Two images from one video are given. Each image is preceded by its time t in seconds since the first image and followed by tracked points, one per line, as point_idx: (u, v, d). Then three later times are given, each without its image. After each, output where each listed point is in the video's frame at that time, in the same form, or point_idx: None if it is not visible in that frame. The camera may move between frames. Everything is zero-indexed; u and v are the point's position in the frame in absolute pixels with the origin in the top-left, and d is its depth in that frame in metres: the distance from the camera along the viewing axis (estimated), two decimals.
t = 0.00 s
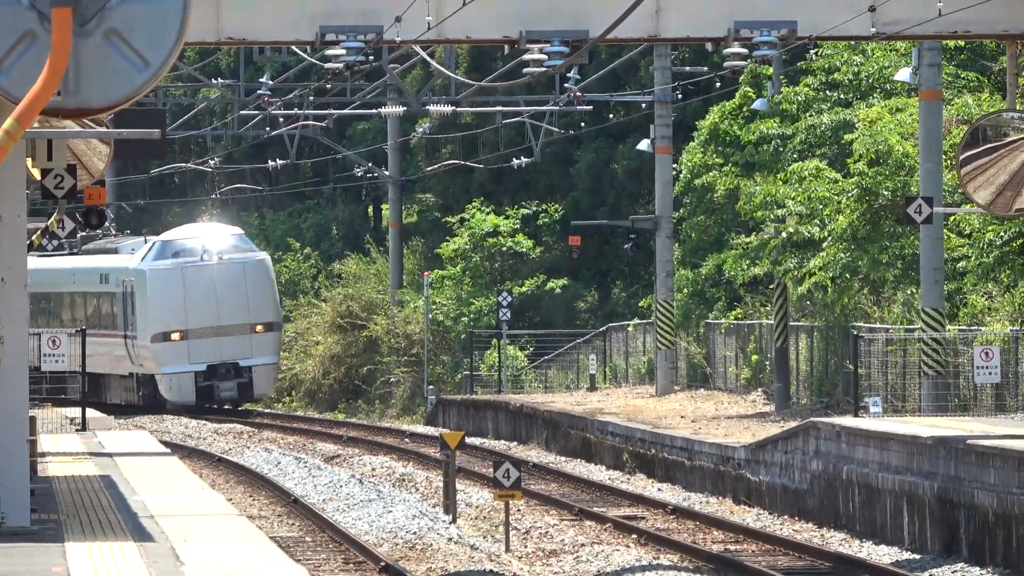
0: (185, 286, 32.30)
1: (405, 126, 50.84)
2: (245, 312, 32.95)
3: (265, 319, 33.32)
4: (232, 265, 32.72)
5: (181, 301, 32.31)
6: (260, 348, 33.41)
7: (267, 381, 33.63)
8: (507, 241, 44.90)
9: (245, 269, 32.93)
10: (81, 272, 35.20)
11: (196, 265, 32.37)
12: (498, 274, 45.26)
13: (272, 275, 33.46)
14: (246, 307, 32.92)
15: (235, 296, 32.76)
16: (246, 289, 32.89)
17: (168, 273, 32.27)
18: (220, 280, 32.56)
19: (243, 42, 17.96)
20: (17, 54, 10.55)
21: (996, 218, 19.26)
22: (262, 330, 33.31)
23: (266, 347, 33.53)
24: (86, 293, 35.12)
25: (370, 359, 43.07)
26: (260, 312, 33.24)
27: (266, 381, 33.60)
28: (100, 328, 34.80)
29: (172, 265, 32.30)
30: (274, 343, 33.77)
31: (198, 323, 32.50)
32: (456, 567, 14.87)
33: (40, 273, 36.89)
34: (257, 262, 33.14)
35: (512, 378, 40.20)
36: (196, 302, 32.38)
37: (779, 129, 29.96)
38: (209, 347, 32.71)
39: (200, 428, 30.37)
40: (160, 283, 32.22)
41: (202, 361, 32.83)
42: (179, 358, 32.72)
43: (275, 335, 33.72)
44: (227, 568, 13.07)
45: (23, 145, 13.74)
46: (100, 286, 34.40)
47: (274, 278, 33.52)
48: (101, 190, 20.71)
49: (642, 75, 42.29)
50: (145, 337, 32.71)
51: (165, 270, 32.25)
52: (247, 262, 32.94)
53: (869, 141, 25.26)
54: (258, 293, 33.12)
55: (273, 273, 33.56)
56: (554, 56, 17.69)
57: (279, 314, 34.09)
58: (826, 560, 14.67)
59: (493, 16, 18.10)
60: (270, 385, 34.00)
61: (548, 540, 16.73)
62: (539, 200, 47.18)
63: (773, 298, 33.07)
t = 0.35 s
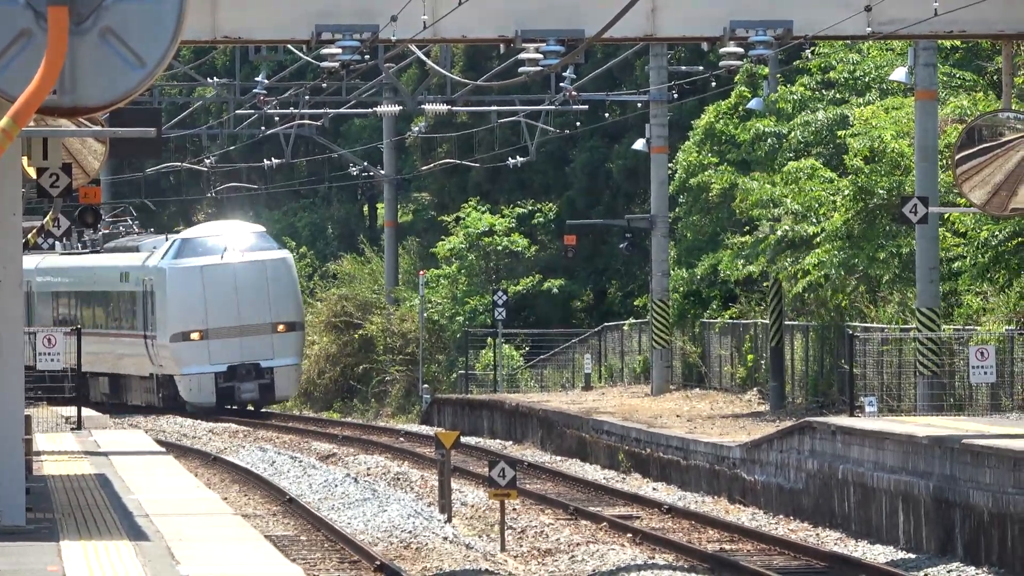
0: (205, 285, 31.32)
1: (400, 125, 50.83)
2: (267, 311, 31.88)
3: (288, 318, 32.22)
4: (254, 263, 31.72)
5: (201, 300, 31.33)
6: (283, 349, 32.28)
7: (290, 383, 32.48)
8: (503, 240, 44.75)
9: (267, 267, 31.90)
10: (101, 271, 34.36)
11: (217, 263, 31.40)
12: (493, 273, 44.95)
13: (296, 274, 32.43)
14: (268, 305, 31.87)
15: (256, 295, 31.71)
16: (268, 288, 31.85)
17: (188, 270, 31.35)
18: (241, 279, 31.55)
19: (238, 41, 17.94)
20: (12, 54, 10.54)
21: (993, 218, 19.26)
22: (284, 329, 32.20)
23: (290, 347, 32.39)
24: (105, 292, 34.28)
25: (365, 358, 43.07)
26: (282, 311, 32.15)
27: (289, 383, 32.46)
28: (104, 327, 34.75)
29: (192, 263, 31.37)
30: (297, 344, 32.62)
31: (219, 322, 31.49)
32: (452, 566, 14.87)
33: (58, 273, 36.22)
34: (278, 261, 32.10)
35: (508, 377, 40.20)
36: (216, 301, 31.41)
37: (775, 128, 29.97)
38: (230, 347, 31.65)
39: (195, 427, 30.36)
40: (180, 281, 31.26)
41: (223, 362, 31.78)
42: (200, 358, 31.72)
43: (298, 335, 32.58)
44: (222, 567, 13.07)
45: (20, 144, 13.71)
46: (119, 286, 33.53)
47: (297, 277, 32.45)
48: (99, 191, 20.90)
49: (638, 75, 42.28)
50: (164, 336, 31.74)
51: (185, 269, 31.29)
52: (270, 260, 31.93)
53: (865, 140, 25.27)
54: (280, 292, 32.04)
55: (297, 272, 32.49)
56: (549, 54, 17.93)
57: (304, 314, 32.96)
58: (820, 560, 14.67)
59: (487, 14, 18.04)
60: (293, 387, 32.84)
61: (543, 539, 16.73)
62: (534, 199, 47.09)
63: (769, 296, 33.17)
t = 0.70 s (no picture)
0: (224, 281, 30.57)
1: (395, 122, 50.81)
2: (287, 308, 31.11)
3: (310, 316, 31.44)
4: (274, 259, 30.96)
5: (221, 297, 30.59)
6: (304, 347, 31.50)
7: (310, 382, 31.70)
8: (498, 236, 44.46)
9: (288, 264, 31.13)
10: (121, 266, 33.66)
11: (237, 259, 30.63)
12: (489, 269, 45.27)
13: (318, 270, 31.63)
14: (289, 303, 31.11)
15: (276, 293, 30.94)
16: (289, 284, 31.06)
17: (207, 267, 30.57)
18: (262, 276, 30.78)
19: (234, 38, 17.89)
20: (5, 52, 10.24)
21: (988, 215, 19.26)
22: (306, 327, 31.41)
23: (311, 345, 31.61)
24: (125, 288, 33.61)
25: (361, 355, 43.10)
26: (304, 308, 31.38)
27: (310, 382, 31.69)
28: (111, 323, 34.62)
29: (211, 259, 30.60)
30: (319, 342, 31.83)
31: (238, 320, 30.74)
32: (447, 563, 14.87)
33: (80, 267, 35.59)
34: (300, 257, 31.32)
35: (503, 375, 40.20)
36: (235, 298, 30.66)
37: (770, 125, 29.97)
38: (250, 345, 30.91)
39: (190, 424, 30.34)
40: (198, 277, 30.51)
41: (242, 360, 31.07)
42: (219, 357, 31.02)
43: (320, 333, 31.78)
44: (220, 563, 13.08)
45: (14, 142, 13.67)
46: (139, 281, 32.83)
47: (319, 273, 31.67)
48: (95, 186, 20.38)
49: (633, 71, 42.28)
50: (183, 334, 31.03)
51: (203, 265, 30.54)
52: (291, 256, 31.15)
53: (860, 137, 25.30)
54: (301, 290, 31.26)
55: (319, 268, 31.71)
56: (544, 51, 17.96)
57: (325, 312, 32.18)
58: (816, 557, 14.66)
59: (483, 10, 18.03)
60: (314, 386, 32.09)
61: (539, 536, 16.73)
62: (529, 195, 47.06)
63: (765, 293, 33.31)
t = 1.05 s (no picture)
0: (246, 277, 30.25)
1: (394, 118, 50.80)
2: (310, 304, 30.68)
3: (334, 312, 30.99)
4: (297, 254, 30.53)
5: (242, 291, 30.28)
6: (328, 344, 31.06)
7: (334, 379, 31.27)
8: (497, 233, 44.45)
9: (311, 258, 30.68)
10: (145, 262, 33.00)
11: (259, 254, 30.28)
12: (488, 266, 45.09)
13: (342, 266, 31.17)
14: (312, 298, 30.68)
15: (300, 288, 30.52)
16: (312, 280, 30.63)
17: (228, 261, 30.27)
18: (285, 271, 30.40)
19: (233, 34, 17.90)
20: (5, 47, 10.51)
21: (987, 214, 19.22)
22: (329, 324, 30.99)
23: (335, 342, 31.15)
24: (149, 284, 32.92)
25: (359, 352, 43.12)
26: (328, 304, 30.93)
27: (334, 380, 31.23)
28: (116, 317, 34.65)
29: (233, 254, 30.31)
30: (344, 339, 31.38)
31: (260, 316, 30.38)
32: (445, 560, 14.88)
33: (104, 263, 34.82)
34: (323, 251, 30.86)
35: (501, 371, 40.20)
36: (257, 294, 30.33)
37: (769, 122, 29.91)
38: (272, 341, 30.53)
39: (189, 420, 30.36)
40: (220, 273, 30.21)
41: (264, 357, 30.67)
42: (240, 353, 30.66)
43: (345, 330, 31.30)
44: (217, 559, 13.07)
45: (13, 137, 13.68)
46: (162, 277, 32.22)
47: (342, 269, 31.22)
48: (92, 181, 20.44)
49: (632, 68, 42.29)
50: (204, 330, 30.69)
51: (225, 259, 30.24)
52: (314, 251, 30.71)
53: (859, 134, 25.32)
54: (325, 285, 30.82)
55: (343, 264, 31.26)
56: (544, 48, 17.94)
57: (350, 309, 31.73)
58: (814, 554, 14.67)
59: (482, 6, 17.96)
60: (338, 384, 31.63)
61: (537, 533, 16.73)
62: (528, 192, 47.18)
63: (763, 291, 33.26)
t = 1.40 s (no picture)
0: (266, 273, 28.48)
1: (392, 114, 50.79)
2: (332, 301, 28.83)
3: (357, 310, 29.14)
4: (320, 250, 28.68)
5: (263, 289, 28.51)
6: (351, 342, 29.17)
7: (357, 378, 29.44)
8: (494, 229, 44.66)
9: (333, 254, 28.81)
10: (166, 257, 31.28)
11: (280, 250, 28.49)
12: (485, 263, 45.03)
13: (366, 261, 29.33)
14: (335, 295, 28.82)
15: (321, 285, 28.69)
16: (334, 277, 28.80)
17: (248, 258, 28.54)
18: (306, 268, 28.57)
19: (230, 30, 17.92)
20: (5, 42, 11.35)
21: (985, 211, 19.22)
22: (352, 322, 29.11)
23: (358, 341, 29.29)
24: (168, 280, 31.20)
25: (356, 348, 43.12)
26: (351, 301, 29.07)
27: (357, 379, 29.40)
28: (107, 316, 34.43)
29: (253, 250, 28.53)
30: (368, 336, 29.50)
31: (281, 314, 28.61)
32: (443, 556, 14.88)
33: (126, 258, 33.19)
34: (346, 247, 29.00)
35: (499, 367, 40.14)
36: (278, 291, 28.54)
37: (766, 120, 29.88)
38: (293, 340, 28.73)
39: (186, 416, 30.35)
40: (240, 269, 28.49)
41: (285, 356, 28.90)
42: (260, 352, 28.89)
43: (368, 328, 29.43)
44: (216, 555, 13.09)
45: (11, 134, 13.65)
46: (181, 273, 30.54)
47: (366, 265, 29.36)
48: (89, 179, 20.51)
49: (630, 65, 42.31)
50: (223, 327, 28.99)
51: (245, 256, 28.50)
52: (336, 246, 28.82)
53: (856, 131, 25.42)
54: (348, 282, 28.97)
55: (367, 260, 29.39)
56: (542, 44, 17.98)
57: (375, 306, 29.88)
58: (811, 551, 14.67)
59: (480, 2, 18.02)
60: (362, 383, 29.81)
61: (534, 530, 16.74)
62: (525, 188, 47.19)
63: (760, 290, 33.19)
